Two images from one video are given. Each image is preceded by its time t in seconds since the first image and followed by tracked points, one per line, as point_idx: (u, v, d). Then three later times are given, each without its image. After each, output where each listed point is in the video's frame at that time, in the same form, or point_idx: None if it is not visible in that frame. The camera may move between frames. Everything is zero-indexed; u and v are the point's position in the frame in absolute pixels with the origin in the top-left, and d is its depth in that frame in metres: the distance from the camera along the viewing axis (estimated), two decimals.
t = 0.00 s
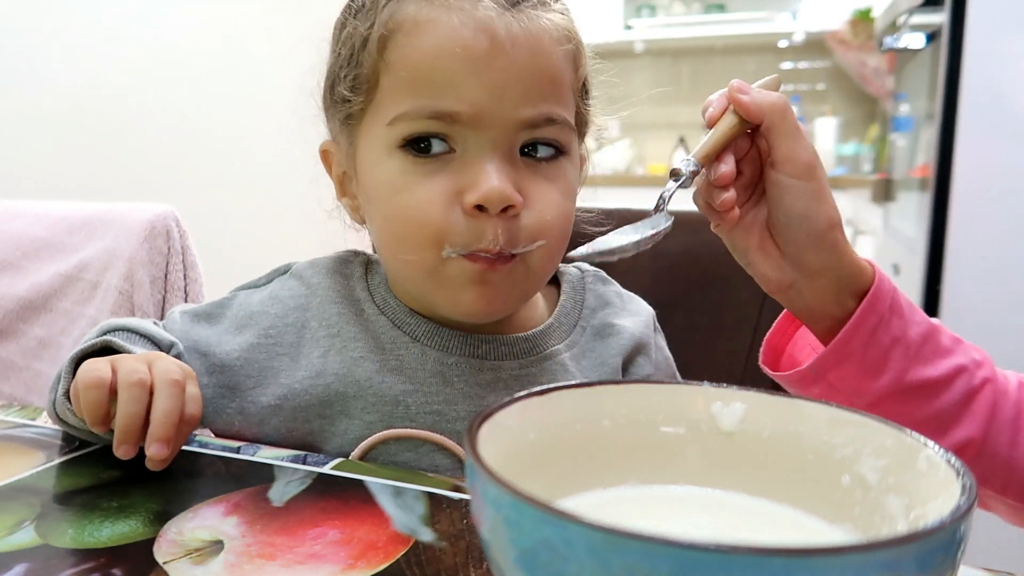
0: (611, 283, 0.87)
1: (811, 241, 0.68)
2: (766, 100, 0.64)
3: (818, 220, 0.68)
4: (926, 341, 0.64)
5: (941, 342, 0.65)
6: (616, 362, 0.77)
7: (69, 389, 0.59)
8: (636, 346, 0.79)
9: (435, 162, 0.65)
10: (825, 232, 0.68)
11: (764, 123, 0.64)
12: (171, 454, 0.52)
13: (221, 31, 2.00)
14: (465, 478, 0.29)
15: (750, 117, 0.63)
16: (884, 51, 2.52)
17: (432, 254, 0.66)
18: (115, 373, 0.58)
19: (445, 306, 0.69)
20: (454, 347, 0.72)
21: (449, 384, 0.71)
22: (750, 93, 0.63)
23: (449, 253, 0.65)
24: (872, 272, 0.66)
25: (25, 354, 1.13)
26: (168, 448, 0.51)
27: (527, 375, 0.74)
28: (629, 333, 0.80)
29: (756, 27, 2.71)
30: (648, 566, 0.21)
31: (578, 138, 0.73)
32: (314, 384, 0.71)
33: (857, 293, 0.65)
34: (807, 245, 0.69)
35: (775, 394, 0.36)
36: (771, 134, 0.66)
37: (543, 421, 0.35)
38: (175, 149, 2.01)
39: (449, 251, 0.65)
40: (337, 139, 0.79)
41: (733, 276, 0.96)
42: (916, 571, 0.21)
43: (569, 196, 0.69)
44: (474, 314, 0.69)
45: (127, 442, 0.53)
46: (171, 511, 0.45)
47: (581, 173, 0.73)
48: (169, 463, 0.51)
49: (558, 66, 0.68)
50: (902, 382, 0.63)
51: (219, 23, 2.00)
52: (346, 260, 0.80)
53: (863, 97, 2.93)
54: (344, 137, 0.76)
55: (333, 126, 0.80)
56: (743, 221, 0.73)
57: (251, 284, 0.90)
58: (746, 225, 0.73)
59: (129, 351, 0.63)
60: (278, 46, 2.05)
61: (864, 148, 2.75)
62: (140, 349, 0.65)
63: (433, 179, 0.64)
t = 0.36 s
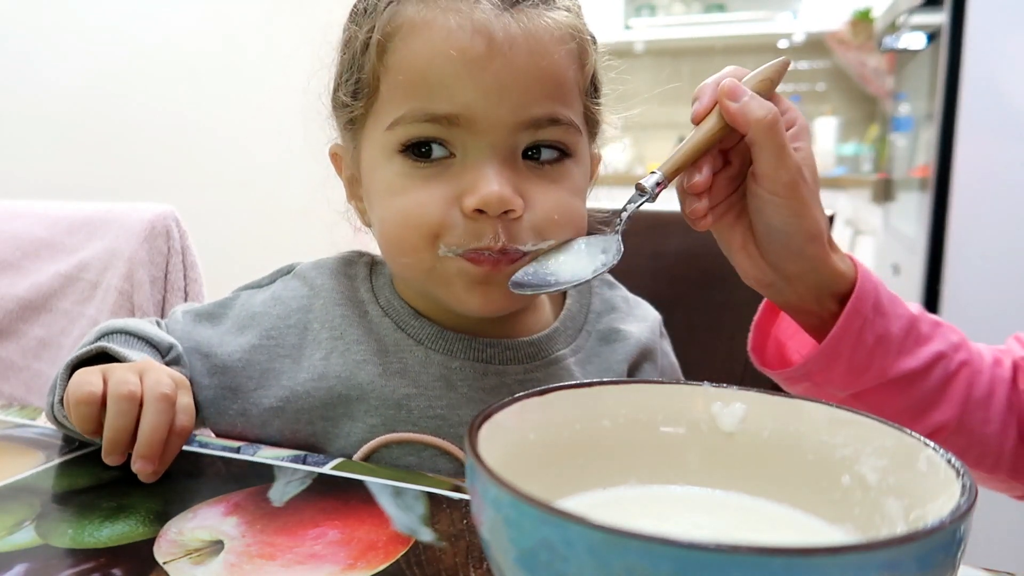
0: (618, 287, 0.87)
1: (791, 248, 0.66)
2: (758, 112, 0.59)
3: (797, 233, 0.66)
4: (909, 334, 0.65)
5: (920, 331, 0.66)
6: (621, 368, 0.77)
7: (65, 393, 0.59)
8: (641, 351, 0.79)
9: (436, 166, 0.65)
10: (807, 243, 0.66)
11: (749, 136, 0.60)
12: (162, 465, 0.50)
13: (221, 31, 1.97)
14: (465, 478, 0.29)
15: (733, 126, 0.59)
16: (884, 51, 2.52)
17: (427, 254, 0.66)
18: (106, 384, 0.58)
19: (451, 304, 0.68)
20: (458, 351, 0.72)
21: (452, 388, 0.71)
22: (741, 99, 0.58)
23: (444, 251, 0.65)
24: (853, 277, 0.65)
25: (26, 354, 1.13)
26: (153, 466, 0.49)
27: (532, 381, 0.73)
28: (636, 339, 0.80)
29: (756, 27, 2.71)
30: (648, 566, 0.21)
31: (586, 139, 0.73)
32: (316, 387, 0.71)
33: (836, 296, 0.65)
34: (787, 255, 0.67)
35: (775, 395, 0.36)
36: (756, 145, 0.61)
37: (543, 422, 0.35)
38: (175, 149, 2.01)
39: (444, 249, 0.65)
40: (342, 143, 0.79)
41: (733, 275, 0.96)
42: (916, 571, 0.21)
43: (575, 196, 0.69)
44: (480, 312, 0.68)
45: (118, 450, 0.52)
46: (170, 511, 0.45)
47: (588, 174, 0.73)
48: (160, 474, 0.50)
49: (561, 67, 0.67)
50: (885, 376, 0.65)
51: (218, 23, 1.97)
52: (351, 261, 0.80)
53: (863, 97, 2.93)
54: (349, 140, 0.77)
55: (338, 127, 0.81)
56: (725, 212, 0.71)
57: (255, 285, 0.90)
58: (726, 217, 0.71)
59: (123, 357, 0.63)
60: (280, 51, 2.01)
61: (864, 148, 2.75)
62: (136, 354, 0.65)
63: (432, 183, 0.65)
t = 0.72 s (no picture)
0: (619, 287, 0.86)
1: (825, 232, 0.64)
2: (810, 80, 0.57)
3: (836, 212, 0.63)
4: (926, 332, 0.64)
5: (936, 331, 0.65)
6: (623, 368, 0.77)
7: (67, 394, 0.59)
8: (643, 352, 0.79)
9: (442, 171, 0.65)
10: (845, 223, 0.63)
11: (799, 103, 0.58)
12: (167, 468, 0.50)
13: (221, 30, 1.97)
14: (466, 479, 0.29)
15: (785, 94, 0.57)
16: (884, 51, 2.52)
17: (440, 263, 0.66)
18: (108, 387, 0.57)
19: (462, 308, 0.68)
20: (460, 351, 0.72)
21: (454, 388, 0.71)
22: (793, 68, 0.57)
23: (450, 261, 0.65)
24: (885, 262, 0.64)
25: (25, 354, 1.13)
26: (156, 468, 0.49)
27: (534, 381, 0.73)
28: (637, 340, 0.80)
29: (756, 27, 2.71)
30: (648, 566, 0.21)
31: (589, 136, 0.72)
32: (318, 386, 0.71)
33: (869, 284, 0.63)
34: (824, 238, 0.64)
35: (776, 395, 0.36)
36: (804, 112, 0.59)
37: (543, 422, 0.35)
38: (175, 149, 2.01)
39: (454, 259, 0.65)
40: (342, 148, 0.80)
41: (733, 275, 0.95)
42: (916, 571, 0.21)
43: (584, 194, 0.68)
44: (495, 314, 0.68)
45: (121, 454, 0.52)
46: (170, 511, 0.45)
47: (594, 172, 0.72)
48: (165, 477, 0.50)
49: (561, 66, 0.67)
50: (901, 373, 0.63)
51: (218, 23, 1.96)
52: (353, 261, 0.80)
53: (863, 97, 2.92)
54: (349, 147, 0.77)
55: (337, 135, 0.81)
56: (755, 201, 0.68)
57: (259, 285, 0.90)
58: (755, 202, 0.68)
59: (125, 358, 0.63)
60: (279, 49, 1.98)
61: (864, 148, 2.74)
62: (138, 354, 0.65)
63: (437, 189, 0.65)
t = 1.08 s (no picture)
0: (618, 286, 0.86)
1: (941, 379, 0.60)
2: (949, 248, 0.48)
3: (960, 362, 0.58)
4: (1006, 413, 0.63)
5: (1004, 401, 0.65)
6: (621, 366, 0.77)
7: (67, 393, 0.59)
8: (642, 351, 0.79)
9: (408, 166, 0.65)
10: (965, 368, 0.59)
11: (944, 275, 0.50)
12: (167, 468, 0.50)
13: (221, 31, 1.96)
14: (465, 479, 0.29)
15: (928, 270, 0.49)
16: (884, 51, 2.53)
17: (405, 258, 0.66)
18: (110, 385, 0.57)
19: (430, 308, 0.68)
20: (459, 349, 0.72)
21: (455, 386, 0.71)
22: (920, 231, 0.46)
23: (415, 258, 0.65)
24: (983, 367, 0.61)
25: (25, 355, 1.12)
26: (157, 467, 0.49)
27: (533, 379, 0.73)
28: (635, 339, 0.80)
29: (756, 27, 2.71)
30: (648, 565, 0.21)
31: (564, 130, 0.71)
32: (318, 385, 0.71)
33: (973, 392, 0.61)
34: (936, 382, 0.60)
35: (774, 393, 0.36)
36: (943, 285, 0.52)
37: (544, 422, 0.35)
38: (175, 149, 2.01)
39: (416, 257, 0.65)
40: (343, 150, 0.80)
41: (734, 276, 0.95)
42: (916, 571, 0.21)
43: (549, 191, 0.67)
44: (458, 315, 0.68)
45: (122, 454, 0.52)
46: (170, 511, 0.45)
47: (568, 168, 0.71)
48: (166, 475, 0.50)
49: (524, 59, 0.66)
50: (1007, 463, 0.63)
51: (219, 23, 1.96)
52: (351, 261, 0.80)
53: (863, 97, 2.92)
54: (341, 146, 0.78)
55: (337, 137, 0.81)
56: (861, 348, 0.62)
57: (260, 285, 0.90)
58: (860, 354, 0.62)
59: (126, 358, 0.63)
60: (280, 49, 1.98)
61: (865, 148, 2.74)
62: (139, 354, 0.65)
63: (403, 184, 0.64)
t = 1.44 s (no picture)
0: (618, 285, 0.86)
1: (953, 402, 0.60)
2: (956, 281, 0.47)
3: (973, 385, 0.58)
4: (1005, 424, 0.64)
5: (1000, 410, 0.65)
6: (620, 364, 0.77)
7: (67, 392, 0.59)
8: (642, 349, 0.79)
9: (398, 163, 0.65)
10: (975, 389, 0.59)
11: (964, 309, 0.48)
12: (170, 464, 0.50)
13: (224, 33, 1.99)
14: (465, 479, 0.29)
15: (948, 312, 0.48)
16: (884, 51, 2.53)
17: (393, 253, 0.65)
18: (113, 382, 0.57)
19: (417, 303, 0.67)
20: (458, 346, 0.72)
21: (454, 383, 0.71)
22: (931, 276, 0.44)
23: (402, 252, 0.65)
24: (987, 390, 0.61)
25: (25, 354, 1.12)
26: (161, 464, 0.50)
27: (532, 375, 0.73)
28: (634, 336, 0.80)
29: (756, 27, 2.71)
30: (648, 566, 0.21)
31: (556, 126, 0.71)
32: (318, 384, 0.71)
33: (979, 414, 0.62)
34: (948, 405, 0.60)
35: (775, 394, 0.36)
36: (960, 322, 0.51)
37: (543, 422, 0.35)
38: (175, 149, 2.00)
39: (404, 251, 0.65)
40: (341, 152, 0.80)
41: (733, 276, 0.95)
42: (916, 571, 0.21)
43: (539, 186, 0.67)
44: (444, 312, 0.67)
45: (125, 448, 0.52)
46: (171, 511, 0.45)
47: (560, 164, 0.70)
48: (168, 472, 0.50)
49: (512, 55, 0.66)
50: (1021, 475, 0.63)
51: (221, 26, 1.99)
52: (350, 260, 0.80)
53: (863, 97, 2.92)
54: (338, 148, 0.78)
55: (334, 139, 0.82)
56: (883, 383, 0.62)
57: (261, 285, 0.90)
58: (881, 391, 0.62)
59: (128, 356, 0.63)
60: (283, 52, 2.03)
61: (864, 148, 2.74)
62: (140, 352, 0.65)
63: (393, 180, 0.64)
